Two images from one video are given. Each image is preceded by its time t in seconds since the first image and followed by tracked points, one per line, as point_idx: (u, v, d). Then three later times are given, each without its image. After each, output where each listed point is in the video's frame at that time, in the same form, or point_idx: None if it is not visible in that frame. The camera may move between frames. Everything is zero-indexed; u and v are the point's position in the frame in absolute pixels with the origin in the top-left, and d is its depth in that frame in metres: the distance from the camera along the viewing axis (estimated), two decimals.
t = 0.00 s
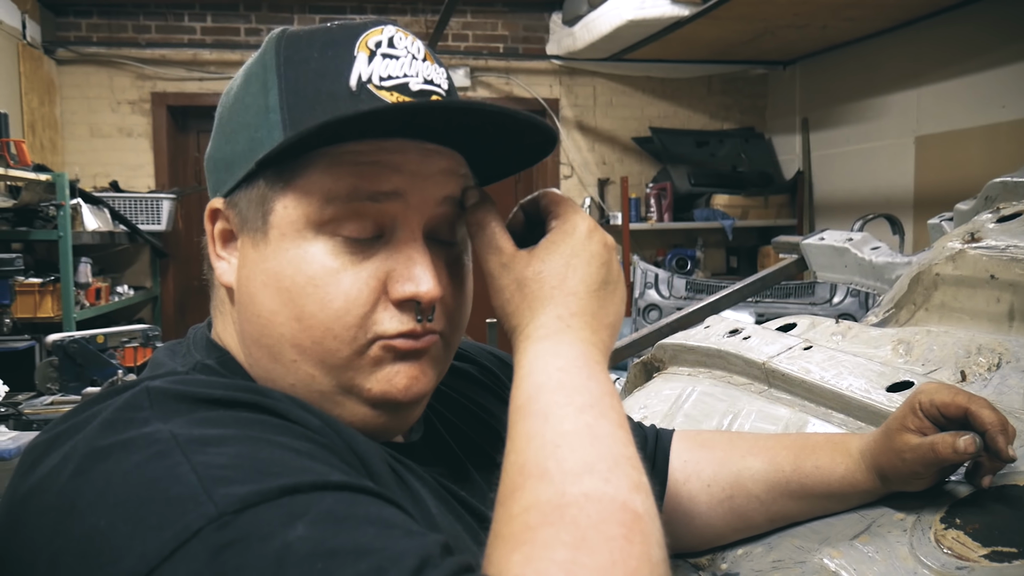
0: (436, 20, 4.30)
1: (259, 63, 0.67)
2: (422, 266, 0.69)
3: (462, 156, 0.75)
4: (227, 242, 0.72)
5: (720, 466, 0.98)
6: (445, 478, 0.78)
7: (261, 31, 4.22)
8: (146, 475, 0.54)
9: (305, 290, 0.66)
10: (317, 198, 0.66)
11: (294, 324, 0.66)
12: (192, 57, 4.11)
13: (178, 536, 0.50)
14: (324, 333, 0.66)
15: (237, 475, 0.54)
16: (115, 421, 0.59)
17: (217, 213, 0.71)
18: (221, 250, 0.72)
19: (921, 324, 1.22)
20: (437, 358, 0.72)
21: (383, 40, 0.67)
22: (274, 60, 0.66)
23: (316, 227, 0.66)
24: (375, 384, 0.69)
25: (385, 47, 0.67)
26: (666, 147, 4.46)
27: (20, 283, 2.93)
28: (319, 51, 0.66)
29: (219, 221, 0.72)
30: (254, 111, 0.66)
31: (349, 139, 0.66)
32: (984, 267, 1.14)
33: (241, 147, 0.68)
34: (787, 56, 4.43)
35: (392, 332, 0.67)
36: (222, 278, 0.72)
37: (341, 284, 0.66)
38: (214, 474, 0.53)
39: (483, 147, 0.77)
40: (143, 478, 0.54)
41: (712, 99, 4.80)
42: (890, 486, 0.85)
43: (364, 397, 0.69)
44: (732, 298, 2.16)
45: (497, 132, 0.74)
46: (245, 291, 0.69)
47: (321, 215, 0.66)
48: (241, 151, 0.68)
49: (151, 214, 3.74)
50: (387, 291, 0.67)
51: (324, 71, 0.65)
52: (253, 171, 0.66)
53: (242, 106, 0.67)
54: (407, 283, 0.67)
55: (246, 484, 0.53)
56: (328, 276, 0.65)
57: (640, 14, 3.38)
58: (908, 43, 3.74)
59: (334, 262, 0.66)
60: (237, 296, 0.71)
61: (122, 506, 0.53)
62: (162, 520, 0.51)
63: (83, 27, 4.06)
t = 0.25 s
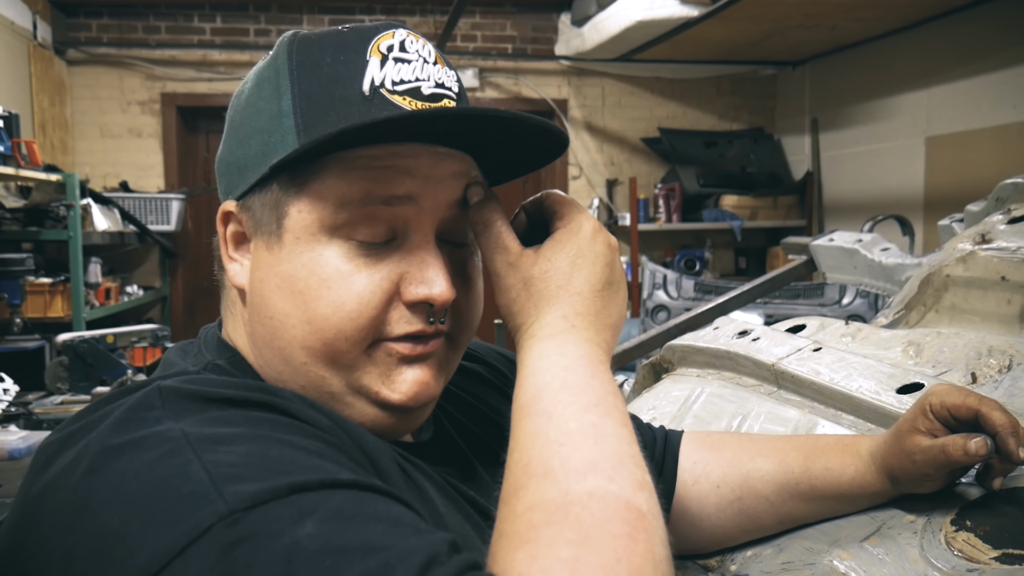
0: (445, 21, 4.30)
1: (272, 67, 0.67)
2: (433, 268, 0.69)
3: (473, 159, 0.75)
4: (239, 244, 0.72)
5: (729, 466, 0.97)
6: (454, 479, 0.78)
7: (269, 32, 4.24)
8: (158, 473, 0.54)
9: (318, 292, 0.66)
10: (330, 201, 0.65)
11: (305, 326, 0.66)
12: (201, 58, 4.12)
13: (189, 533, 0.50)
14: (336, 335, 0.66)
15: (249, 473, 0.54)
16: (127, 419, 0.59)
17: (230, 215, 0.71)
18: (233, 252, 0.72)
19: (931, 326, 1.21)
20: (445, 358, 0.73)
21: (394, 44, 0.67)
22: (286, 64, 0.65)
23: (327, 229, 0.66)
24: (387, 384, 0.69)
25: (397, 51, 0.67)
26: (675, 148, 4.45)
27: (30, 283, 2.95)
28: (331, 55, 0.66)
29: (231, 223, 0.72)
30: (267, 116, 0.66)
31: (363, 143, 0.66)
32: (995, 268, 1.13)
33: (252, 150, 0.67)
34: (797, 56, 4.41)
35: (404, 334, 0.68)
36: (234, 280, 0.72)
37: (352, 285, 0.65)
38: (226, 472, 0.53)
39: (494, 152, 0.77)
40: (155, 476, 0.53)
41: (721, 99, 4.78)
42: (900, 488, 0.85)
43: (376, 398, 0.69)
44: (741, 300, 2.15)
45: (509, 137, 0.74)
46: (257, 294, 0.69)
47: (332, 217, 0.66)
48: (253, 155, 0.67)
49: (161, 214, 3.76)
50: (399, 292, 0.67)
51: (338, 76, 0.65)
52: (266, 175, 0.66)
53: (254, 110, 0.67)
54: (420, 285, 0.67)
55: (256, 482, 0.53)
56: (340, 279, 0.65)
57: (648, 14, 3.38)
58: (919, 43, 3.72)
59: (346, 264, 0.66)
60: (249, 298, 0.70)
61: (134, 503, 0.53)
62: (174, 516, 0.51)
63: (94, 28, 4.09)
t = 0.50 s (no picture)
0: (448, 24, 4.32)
1: (277, 74, 0.67)
2: (436, 273, 0.70)
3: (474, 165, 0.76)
4: (244, 248, 0.73)
5: (730, 468, 0.98)
6: (456, 479, 0.78)
7: (273, 35, 4.26)
8: (164, 469, 0.55)
9: (323, 296, 0.67)
10: (335, 207, 0.66)
11: (311, 330, 0.68)
12: (206, 61, 4.15)
13: (195, 528, 0.51)
14: (341, 338, 0.67)
15: (253, 470, 0.55)
16: (134, 419, 0.60)
17: (235, 220, 0.72)
18: (238, 256, 0.73)
19: (931, 328, 1.21)
20: (447, 363, 0.74)
21: (398, 52, 0.68)
22: (291, 71, 0.66)
23: (332, 235, 0.67)
24: (390, 388, 0.70)
25: (401, 58, 0.68)
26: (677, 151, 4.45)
27: (36, 285, 2.97)
28: (335, 62, 0.66)
29: (236, 227, 0.72)
30: (272, 122, 0.66)
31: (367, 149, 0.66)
32: (995, 270, 1.14)
33: (257, 156, 0.68)
34: (799, 59, 4.41)
35: (407, 337, 0.69)
36: (240, 283, 0.73)
37: (357, 289, 0.67)
38: (230, 468, 0.54)
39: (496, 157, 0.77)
40: (162, 472, 0.54)
41: (723, 102, 4.79)
42: (899, 489, 0.85)
43: (379, 402, 0.71)
44: (743, 302, 2.15)
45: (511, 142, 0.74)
46: (262, 298, 0.69)
47: (336, 223, 0.67)
48: (258, 160, 0.68)
49: (165, 217, 3.76)
50: (402, 297, 0.68)
51: (342, 82, 0.65)
52: (271, 180, 0.67)
53: (258, 115, 0.67)
54: (422, 289, 0.69)
55: (260, 478, 0.54)
56: (344, 283, 0.67)
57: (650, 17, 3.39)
58: (922, 45, 3.72)
59: (350, 269, 0.67)
60: (254, 302, 0.71)
61: (141, 499, 0.54)
62: (180, 511, 0.52)
63: (100, 32, 4.12)
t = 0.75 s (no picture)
0: (445, 29, 4.33)
1: (275, 79, 0.68)
2: (431, 278, 0.71)
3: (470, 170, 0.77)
4: (241, 251, 0.73)
5: (725, 472, 0.98)
6: (451, 482, 0.79)
7: (271, 39, 4.27)
8: (163, 472, 0.55)
9: (320, 299, 0.67)
10: (331, 212, 0.67)
11: (306, 333, 0.68)
12: (203, 65, 4.15)
13: (195, 528, 0.51)
14: (336, 341, 0.68)
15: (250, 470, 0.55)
16: (133, 424, 0.61)
17: (233, 224, 0.73)
18: (236, 259, 0.74)
19: (925, 332, 1.22)
20: (441, 367, 0.74)
21: (395, 60, 0.69)
22: (289, 78, 0.66)
23: (328, 239, 0.67)
24: (385, 391, 0.70)
25: (398, 66, 0.68)
26: (673, 156, 4.48)
27: (32, 288, 2.97)
28: (333, 70, 0.67)
29: (235, 231, 0.73)
30: (270, 128, 0.67)
31: (365, 155, 0.67)
32: (988, 276, 1.15)
33: (255, 161, 0.69)
34: (795, 65, 4.44)
35: (401, 340, 0.69)
36: (237, 286, 0.74)
37: (353, 293, 0.67)
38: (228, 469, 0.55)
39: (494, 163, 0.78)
40: (161, 474, 0.55)
41: (719, 108, 4.82)
42: (892, 492, 0.87)
43: (373, 404, 0.71)
44: (738, 306, 2.16)
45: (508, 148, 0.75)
46: (260, 301, 0.70)
47: (333, 228, 0.67)
48: (257, 166, 0.68)
49: (161, 220, 3.75)
50: (397, 301, 0.69)
51: (340, 90, 0.66)
52: (269, 185, 0.67)
53: (257, 122, 0.68)
54: (418, 294, 0.69)
55: (258, 479, 0.54)
56: (341, 287, 0.67)
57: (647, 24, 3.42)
58: (916, 53, 3.75)
59: (347, 273, 0.68)
60: (252, 305, 0.72)
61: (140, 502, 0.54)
62: (179, 513, 0.52)
63: (97, 35, 4.12)
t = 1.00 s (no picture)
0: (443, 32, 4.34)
1: (271, 80, 0.68)
2: (440, 263, 0.72)
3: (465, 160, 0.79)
4: (243, 254, 0.72)
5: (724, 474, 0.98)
6: (451, 488, 0.79)
7: (269, 42, 4.27)
8: (157, 506, 0.55)
9: (333, 291, 0.67)
10: (342, 204, 0.67)
11: (320, 325, 0.68)
12: (201, 68, 4.15)
13: None
14: (352, 331, 0.68)
15: (244, 521, 0.55)
16: (131, 437, 0.60)
17: (234, 227, 0.71)
18: (237, 261, 0.72)
19: (923, 335, 1.23)
20: (453, 353, 0.75)
21: (389, 57, 0.70)
22: (288, 78, 0.67)
23: (339, 231, 0.68)
24: (402, 376, 0.70)
25: (393, 63, 0.70)
26: (671, 158, 4.48)
27: (29, 292, 2.96)
28: (331, 68, 0.68)
29: (235, 234, 0.71)
30: (271, 127, 0.67)
31: (371, 147, 0.68)
32: (986, 278, 1.15)
33: (258, 161, 0.69)
34: (793, 67, 4.44)
35: (416, 327, 0.69)
36: (242, 289, 0.72)
37: (366, 283, 0.68)
38: (221, 517, 0.55)
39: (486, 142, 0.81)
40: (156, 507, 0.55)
41: (717, 111, 4.82)
42: (890, 492, 0.89)
43: (390, 391, 0.71)
44: (737, 309, 2.16)
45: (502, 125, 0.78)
46: (269, 298, 0.70)
47: (344, 220, 0.68)
48: (259, 165, 0.69)
49: (159, 223, 3.76)
50: (409, 288, 0.69)
51: (341, 84, 0.67)
52: (276, 183, 0.67)
53: (256, 122, 0.68)
54: (429, 278, 0.70)
55: (249, 531, 0.55)
56: (353, 278, 0.68)
57: (644, 26, 3.43)
58: (913, 55, 3.76)
59: (358, 264, 0.68)
60: (259, 305, 0.71)
61: (132, 533, 0.54)
62: (165, 558, 0.53)
63: (95, 39, 4.12)
